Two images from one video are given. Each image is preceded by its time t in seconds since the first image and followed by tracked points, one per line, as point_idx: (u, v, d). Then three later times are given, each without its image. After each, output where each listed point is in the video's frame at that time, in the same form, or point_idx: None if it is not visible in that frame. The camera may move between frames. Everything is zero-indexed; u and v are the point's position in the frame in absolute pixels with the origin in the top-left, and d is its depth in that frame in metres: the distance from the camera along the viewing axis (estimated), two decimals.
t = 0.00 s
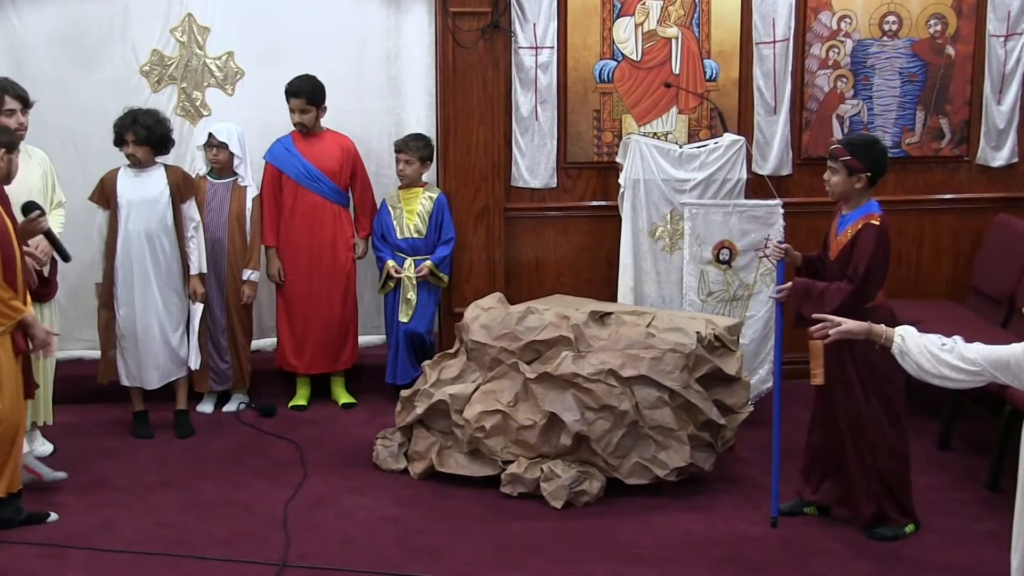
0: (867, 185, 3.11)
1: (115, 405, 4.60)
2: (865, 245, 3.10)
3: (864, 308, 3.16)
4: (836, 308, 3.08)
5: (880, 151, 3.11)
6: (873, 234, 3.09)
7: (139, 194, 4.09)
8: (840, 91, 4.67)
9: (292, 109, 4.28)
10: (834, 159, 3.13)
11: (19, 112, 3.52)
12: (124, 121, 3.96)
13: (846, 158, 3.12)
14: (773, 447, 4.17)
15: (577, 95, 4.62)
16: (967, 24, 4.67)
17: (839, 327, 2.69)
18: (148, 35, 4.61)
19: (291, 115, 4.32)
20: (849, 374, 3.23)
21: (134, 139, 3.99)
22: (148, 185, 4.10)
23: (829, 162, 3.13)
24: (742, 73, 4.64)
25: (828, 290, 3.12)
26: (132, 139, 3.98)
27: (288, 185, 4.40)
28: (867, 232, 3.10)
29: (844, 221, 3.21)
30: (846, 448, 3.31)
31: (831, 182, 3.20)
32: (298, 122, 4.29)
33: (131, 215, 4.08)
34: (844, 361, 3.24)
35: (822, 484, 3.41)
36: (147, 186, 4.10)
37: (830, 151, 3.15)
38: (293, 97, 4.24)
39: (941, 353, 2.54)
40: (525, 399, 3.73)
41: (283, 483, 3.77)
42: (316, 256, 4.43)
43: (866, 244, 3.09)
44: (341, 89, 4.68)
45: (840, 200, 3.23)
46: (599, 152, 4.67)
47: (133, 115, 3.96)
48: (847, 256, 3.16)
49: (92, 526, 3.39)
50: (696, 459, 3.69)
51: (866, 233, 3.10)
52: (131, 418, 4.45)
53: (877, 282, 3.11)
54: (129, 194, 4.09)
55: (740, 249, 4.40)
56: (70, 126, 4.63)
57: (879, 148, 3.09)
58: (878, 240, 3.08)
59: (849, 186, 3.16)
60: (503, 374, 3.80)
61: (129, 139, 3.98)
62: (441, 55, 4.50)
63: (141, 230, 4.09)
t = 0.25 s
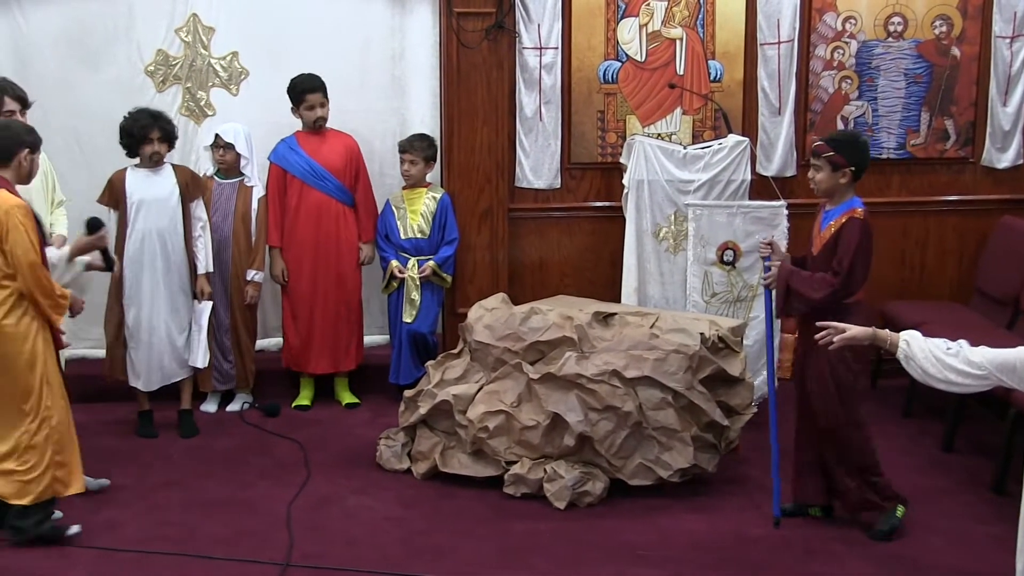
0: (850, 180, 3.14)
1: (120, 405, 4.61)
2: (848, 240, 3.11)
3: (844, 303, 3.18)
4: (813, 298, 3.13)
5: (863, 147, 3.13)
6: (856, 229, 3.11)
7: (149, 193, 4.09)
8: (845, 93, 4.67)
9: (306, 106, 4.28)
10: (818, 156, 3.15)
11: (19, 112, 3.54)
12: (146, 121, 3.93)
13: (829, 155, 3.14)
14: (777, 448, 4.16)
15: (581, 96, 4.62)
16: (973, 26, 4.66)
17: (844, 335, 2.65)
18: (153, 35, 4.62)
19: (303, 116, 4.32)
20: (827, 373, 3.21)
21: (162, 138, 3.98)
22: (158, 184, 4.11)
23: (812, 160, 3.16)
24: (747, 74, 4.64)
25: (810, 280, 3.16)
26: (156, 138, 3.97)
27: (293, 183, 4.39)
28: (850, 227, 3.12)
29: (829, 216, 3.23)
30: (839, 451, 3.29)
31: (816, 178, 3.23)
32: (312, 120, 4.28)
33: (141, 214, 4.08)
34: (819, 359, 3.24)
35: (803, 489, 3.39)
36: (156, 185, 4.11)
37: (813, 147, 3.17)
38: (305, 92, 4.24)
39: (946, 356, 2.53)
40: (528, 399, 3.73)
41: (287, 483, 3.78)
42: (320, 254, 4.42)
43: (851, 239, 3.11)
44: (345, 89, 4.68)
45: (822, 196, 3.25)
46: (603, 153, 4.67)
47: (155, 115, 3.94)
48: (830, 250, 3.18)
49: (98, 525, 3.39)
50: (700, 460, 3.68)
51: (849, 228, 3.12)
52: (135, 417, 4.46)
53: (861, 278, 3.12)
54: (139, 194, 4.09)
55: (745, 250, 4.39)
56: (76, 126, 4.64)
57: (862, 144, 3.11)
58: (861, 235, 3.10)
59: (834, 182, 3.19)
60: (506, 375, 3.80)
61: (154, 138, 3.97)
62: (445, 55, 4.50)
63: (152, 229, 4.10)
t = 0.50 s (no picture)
0: (827, 179, 3.11)
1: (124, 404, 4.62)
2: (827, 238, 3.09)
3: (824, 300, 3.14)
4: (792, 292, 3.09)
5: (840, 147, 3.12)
6: (835, 227, 3.08)
7: (157, 192, 4.10)
8: (850, 94, 4.66)
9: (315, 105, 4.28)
10: (793, 158, 3.15)
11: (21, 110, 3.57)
12: (156, 121, 3.93)
13: (802, 156, 3.13)
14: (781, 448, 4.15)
15: (585, 97, 4.62)
16: (979, 26, 4.65)
17: (849, 338, 2.60)
18: (158, 35, 4.63)
19: (308, 113, 4.31)
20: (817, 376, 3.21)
21: (173, 135, 4.00)
22: (164, 184, 4.12)
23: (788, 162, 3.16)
24: (751, 75, 4.63)
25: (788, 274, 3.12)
26: (168, 137, 3.99)
27: (299, 182, 4.39)
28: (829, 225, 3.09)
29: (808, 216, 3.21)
30: (833, 454, 3.26)
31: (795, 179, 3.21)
32: (320, 119, 4.29)
33: (149, 213, 4.09)
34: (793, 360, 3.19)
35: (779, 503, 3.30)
36: (163, 184, 4.11)
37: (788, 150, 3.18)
38: (311, 92, 4.23)
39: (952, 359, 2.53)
40: (532, 400, 3.72)
41: (291, 483, 3.78)
42: (326, 254, 4.42)
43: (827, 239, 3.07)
44: (350, 90, 4.69)
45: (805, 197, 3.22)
46: (607, 153, 4.67)
47: (165, 115, 3.97)
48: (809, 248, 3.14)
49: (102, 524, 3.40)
50: (704, 461, 3.68)
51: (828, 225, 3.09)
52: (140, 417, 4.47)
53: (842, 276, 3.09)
54: (147, 192, 4.08)
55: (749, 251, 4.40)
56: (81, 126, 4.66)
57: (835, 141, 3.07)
58: (840, 232, 3.06)
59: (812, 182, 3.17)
60: (510, 375, 3.81)
61: (166, 137, 3.98)
62: (450, 56, 4.50)
63: (161, 229, 4.11)
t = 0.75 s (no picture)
0: (804, 182, 3.11)
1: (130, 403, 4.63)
2: (801, 243, 3.08)
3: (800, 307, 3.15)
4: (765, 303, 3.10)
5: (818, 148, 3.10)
6: (810, 233, 3.07)
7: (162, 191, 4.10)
8: (856, 94, 4.65)
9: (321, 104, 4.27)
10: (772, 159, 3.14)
11: (34, 108, 3.55)
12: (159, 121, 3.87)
13: (781, 159, 3.13)
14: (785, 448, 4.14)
15: (591, 96, 4.62)
16: (985, 26, 4.63)
17: (853, 344, 2.57)
18: (163, 34, 4.63)
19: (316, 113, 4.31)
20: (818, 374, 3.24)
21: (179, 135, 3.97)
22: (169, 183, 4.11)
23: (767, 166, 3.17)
24: (757, 75, 4.62)
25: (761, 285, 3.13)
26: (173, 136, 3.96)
27: (305, 181, 4.39)
28: (804, 231, 3.08)
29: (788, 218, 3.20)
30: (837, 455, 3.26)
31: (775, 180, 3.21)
32: (324, 118, 4.29)
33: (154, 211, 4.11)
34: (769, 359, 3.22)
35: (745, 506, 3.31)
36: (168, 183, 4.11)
37: (768, 151, 3.17)
38: (315, 92, 4.23)
39: (959, 363, 2.60)
40: (536, 400, 3.72)
41: (296, 482, 3.79)
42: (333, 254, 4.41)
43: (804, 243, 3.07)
44: (355, 90, 4.69)
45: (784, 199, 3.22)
46: (612, 153, 4.66)
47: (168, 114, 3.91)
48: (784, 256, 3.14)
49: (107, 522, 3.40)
50: (707, 461, 3.69)
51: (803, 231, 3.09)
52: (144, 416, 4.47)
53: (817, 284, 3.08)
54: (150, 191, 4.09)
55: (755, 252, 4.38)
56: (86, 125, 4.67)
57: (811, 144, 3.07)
58: (815, 239, 3.06)
59: (791, 184, 3.16)
60: (515, 375, 3.80)
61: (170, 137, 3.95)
62: (455, 56, 4.50)
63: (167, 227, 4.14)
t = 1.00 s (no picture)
0: (786, 182, 3.16)
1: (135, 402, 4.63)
2: (779, 243, 3.13)
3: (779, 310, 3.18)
4: (743, 307, 3.13)
5: (797, 148, 3.15)
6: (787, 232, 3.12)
7: (169, 191, 4.10)
8: (862, 94, 4.65)
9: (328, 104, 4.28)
10: (753, 161, 3.18)
11: (54, 105, 3.73)
12: (164, 120, 3.92)
13: (761, 160, 3.15)
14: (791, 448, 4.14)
15: (597, 96, 4.62)
16: (992, 26, 4.63)
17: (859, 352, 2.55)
18: (169, 34, 4.63)
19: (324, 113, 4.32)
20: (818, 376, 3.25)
21: (183, 135, 3.99)
22: (175, 182, 4.12)
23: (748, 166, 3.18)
24: (763, 75, 4.62)
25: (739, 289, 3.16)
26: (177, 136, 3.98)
27: (312, 181, 4.39)
28: (781, 232, 3.14)
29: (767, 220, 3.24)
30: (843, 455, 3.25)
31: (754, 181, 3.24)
32: (330, 118, 4.29)
33: (161, 212, 4.10)
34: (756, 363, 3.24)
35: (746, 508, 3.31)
36: (174, 183, 4.12)
37: (747, 152, 3.21)
38: (321, 92, 4.22)
39: (966, 368, 2.59)
40: (542, 399, 3.71)
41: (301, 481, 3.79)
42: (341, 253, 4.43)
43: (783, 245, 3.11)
44: (362, 89, 4.69)
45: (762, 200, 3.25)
46: (618, 153, 4.67)
47: (172, 112, 3.96)
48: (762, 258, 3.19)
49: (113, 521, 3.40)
50: (713, 462, 3.66)
51: (781, 232, 3.14)
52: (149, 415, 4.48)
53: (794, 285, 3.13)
54: (158, 192, 4.09)
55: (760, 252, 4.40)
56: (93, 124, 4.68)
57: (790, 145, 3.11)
58: (791, 240, 3.10)
59: (772, 185, 3.21)
60: (520, 375, 3.79)
61: (175, 136, 3.97)
62: (461, 56, 4.51)
63: (175, 227, 4.12)
